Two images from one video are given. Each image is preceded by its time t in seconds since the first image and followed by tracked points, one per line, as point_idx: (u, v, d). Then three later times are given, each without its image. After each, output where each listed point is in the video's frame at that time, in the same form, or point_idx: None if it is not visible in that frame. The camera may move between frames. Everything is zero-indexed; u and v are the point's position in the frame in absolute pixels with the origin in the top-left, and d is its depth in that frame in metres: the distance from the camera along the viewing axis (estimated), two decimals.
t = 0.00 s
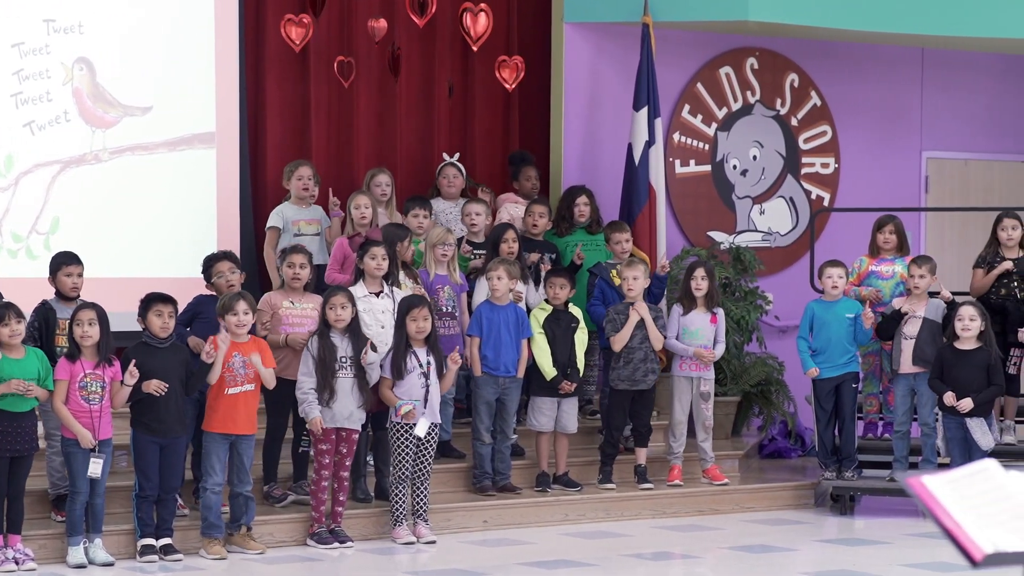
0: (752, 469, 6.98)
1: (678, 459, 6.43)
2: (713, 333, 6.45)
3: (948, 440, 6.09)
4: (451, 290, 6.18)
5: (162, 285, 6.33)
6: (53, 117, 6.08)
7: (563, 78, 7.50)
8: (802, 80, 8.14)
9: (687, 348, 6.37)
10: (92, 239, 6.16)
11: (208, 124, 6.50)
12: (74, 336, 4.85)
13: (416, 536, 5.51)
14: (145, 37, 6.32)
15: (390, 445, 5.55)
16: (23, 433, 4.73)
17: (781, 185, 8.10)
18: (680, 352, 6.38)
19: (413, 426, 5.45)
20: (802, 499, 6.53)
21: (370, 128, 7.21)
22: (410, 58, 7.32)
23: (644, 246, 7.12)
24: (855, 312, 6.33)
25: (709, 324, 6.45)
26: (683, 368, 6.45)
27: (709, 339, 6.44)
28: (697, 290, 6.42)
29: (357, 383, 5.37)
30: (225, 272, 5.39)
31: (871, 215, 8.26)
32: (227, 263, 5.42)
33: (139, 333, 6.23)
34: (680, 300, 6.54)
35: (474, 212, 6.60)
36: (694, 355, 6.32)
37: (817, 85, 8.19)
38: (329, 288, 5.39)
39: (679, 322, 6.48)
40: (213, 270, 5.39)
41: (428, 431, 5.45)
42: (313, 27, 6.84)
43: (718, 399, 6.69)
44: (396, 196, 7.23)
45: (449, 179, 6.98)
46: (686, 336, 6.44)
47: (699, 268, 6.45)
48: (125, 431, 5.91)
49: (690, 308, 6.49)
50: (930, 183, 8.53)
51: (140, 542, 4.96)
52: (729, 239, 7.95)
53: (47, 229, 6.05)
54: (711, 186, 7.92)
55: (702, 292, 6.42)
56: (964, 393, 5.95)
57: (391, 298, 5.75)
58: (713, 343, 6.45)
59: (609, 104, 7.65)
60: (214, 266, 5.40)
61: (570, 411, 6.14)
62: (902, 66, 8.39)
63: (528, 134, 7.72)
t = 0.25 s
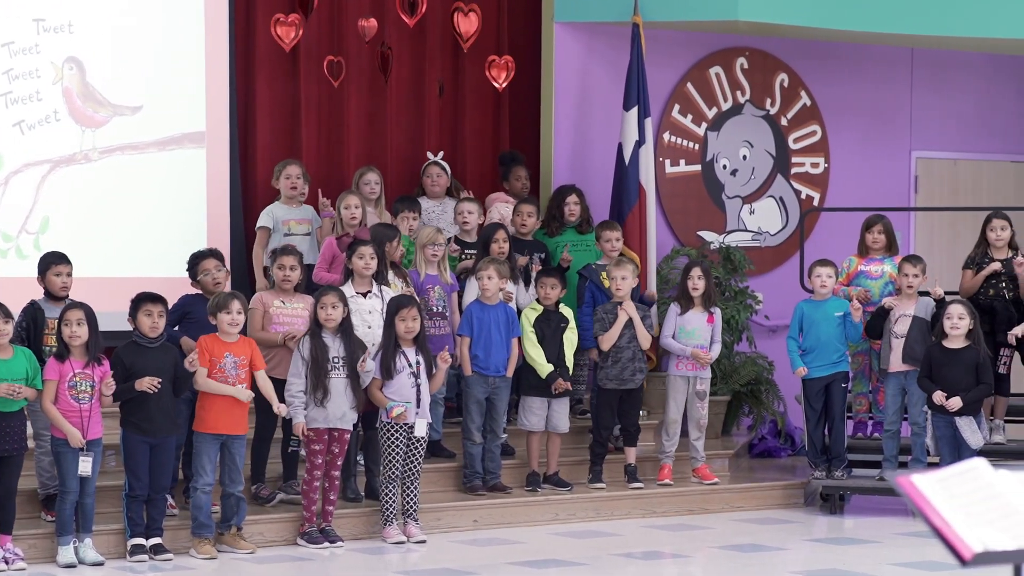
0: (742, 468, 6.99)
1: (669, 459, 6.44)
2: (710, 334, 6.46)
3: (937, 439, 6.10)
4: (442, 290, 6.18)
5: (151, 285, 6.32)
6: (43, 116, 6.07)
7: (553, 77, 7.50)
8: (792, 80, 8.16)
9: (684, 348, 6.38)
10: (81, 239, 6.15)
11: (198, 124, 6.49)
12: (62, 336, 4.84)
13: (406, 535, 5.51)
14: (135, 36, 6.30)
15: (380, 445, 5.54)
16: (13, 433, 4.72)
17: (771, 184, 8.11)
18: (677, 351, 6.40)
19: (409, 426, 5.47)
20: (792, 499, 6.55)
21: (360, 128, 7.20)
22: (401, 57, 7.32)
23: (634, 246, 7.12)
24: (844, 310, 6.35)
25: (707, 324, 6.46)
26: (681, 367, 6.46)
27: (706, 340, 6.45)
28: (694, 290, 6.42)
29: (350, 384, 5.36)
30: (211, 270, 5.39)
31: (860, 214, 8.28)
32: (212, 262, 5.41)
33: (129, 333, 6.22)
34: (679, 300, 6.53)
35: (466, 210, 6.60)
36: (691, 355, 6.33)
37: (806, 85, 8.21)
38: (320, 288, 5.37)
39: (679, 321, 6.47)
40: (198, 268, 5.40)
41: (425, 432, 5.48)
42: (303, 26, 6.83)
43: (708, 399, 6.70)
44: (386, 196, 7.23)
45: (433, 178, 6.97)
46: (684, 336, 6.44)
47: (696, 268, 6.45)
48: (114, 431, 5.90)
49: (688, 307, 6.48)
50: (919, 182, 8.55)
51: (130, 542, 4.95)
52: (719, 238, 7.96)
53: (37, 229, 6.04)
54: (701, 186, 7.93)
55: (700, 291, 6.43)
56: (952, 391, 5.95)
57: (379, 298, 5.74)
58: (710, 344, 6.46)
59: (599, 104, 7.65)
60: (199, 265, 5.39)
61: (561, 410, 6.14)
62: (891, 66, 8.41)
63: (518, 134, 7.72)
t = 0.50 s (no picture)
0: (732, 468, 7.00)
1: (659, 459, 6.44)
2: (702, 334, 6.46)
3: (927, 439, 6.11)
4: (432, 289, 6.18)
5: (141, 284, 6.30)
6: (31, 116, 6.04)
7: (543, 77, 7.50)
8: (781, 80, 8.17)
9: (675, 348, 6.38)
10: (70, 239, 6.12)
11: (187, 123, 6.47)
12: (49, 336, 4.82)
13: (395, 535, 5.50)
14: (124, 36, 6.28)
15: (369, 445, 5.53)
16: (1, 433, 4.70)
17: (760, 184, 8.12)
18: (669, 352, 6.39)
19: (397, 426, 5.46)
20: (781, 498, 6.56)
21: (350, 128, 7.19)
22: (391, 58, 7.31)
23: (624, 246, 7.12)
24: (834, 309, 6.36)
25: (699, 324, 6.46)
26: (672, 368, 6.47)
27: (698, 340, 6.46)
28: (688, 289, 6.44)
29: (341, 385, 5.36)
30: (191, 267, 5.38)
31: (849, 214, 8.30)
32: (192, 259, 5.41)
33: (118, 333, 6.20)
34: (672, 301, 6.56)
35: (457, 212, 6.61)
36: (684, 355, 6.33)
37: (796, 85, 8.22)
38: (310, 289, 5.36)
39: (670, 321, 6.49)
40: (178, 266, 5.38)
41: (414, 432, 5.48)
42: (292, 26, 6.82)
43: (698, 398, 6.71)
44: (376, 197, 7.22)
45: (415, 179, 6.95)
46: (676, 336, 6.45)
47: (689, 268, 6.46)
48: (103, 432, 5.88)
49: (680, 307, 6.51)
50: (908, 183, 8.57)
51: (119, 542, 4.93)
52: (709, 238, 7.97)
53: (26, 229, 6.01)
54: (691, 186, 7.94)
55: (693, 291, 6.45)
56: (941, 391, 5.97)
57: (368, 298, 5.73)
58: (702, 344, 6.47)
59: (589, 104, 7.65)
60: (180, 263, 5.38)
61: (550, 410, 6.13)
62: (880, 67, 8.43)
63: (508, 133, 7.72)
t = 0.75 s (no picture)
0: (722, 468, 7.01)
1: (649, 459, 6.44)
2: (690, 333, 6.47)
3: (917, 439, 6.11)
4: (422, 289, 6.18)
5: (131, 285, 6.28)
6: (22, 116, 6.01)
7: (534, 77, 7.50)
8: (771, 81, 8.18)
9: (663, 348, 6.38)
10: (61, 239, 6.10)
11: (178, 124, 6.46)
12: (41, 335, 4.80)
13: (386, 536, 5.49)
14: (114, 36, 6.27)
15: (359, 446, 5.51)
16: None
17: (751, 185, 8.13)
18: (657, 352, 6.39)
19: (384, 427, 5.44)
20: (772, 498, 6.57)
21: (341, 128, 7.18)
22: (382, 58, 7.30)
23: (615, 247, 7.12)
24: (825, 309, 6.38)
25: (687, 324, 6.47)
26: (661, 368, 6.46)
27: (687, 340, 6.46)
28: (674, 289, 6.45)
29: (333, 384, 5.35)
30: (172, 266, 5.38)
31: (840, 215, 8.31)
32: (173, 258, 5.41)
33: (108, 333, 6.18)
34: (659, 301, 6.57)
35: (445, 212, 6.58)
36: (672, 355, 6.34)
37: (786, 85, 8.23)
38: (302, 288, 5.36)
39: (658, 322, 6.49)
40: (159, 266, 5.38)
41: (400, 432, 5.45)
42: (283, 27, 6.81)
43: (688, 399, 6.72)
44: (366, 197, 7.21)
45: (402, 180, 6.94)
46: (664, 337, 6.46)
47: (676, 268, 6.48)
48: (94, 432, 5.86)
49: (667, 308, 6.51)
50: (898, 183, 8.58)
51: (109, 543, 4.92)
52: (700, 238, 7.98)
53: (16, 229, 5.99)
54: (681, 186, 7.95)
55: (679, 291, 6.45)
56: (931, 391, 5.99)
57: (360, 299, 5.72)
58: (690, 343, 6.47)
59: (580, 104, 7.66)
60: (160, 262, 5.38)
61: (542, 410, 6.14)
62: (871, 68, 8.44)
63: (499, 134, 7.72)
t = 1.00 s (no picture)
0: (713, 469, 7.02)
1: (640, 460, 6.44)
2: (676, 334, 6.48)
3: (908, 439, 6.13)
4: (413, 291, 6.18)
5: (122, 285, 6.26)
6: (13, 116, 5.98)
7: (524, 77, 7.49)
8: (762, 81, 8.19)
9: (648, 349, 6.40)
10: (51, 239, 6.08)
11: (169, 124, 6.44)
12: (35, 336, 4.78)
13: (377, 537, 5.49)
14: (105, 35, 6.25)
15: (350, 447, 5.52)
16: None
17: (742, 186, 8.14)
18: (641, 352, 6.40)
19: (373, 428, 5.44)
20: (763, 499, 6.57)
21: (332, 128, 7.17)
22: (372, 58, 7.29)
23: (606, 247, 7.12)
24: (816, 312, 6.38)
25: (672, 324, 6.48)
26: (649, 368, 6.46)
27: (672, 340, 6.47)
28: (659, 290, 6.43)
29: (323, 385, 5.34)
30: (154, 266, 5.34)
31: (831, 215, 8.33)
32: (153, 257, 5.36)
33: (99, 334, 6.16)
34: (643, 301, 6.57)
35: (434, 213, 6.58)
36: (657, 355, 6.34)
37: (777, 86, 8.24)
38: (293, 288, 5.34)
39: (643, 323, 6.51)
40: (140, 265, 5.34)
41: (390, 432, 5.46)
42: (274, 27, 6.79)
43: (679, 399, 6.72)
44: (357, 198, 7.20)
45: (398, 177, 6.93)
46: (648, 338, 6.47)
47: (660, 269, 6.46)
48: (84, 433, 5.85)
49: (652, 309, 6.51)
50: (889, 183, 8.60)
51: (100, 543, 4.90)
52: (690, 239, 7.98)
53: (6, 229, 5.96)
54: (672, 186, 7.95)
55: (664, 292, 6.44)
56: (922, 391, 6.01)
57: (353, 297, 5.73)
58: (675, 344, 6.48)
59: (570, 105, 7.65)
60: (141, 262, 5.33)
61: (534, 411, 6.16)
62: (861, 68, 8.46)
63: (490, 134, 7.71)
